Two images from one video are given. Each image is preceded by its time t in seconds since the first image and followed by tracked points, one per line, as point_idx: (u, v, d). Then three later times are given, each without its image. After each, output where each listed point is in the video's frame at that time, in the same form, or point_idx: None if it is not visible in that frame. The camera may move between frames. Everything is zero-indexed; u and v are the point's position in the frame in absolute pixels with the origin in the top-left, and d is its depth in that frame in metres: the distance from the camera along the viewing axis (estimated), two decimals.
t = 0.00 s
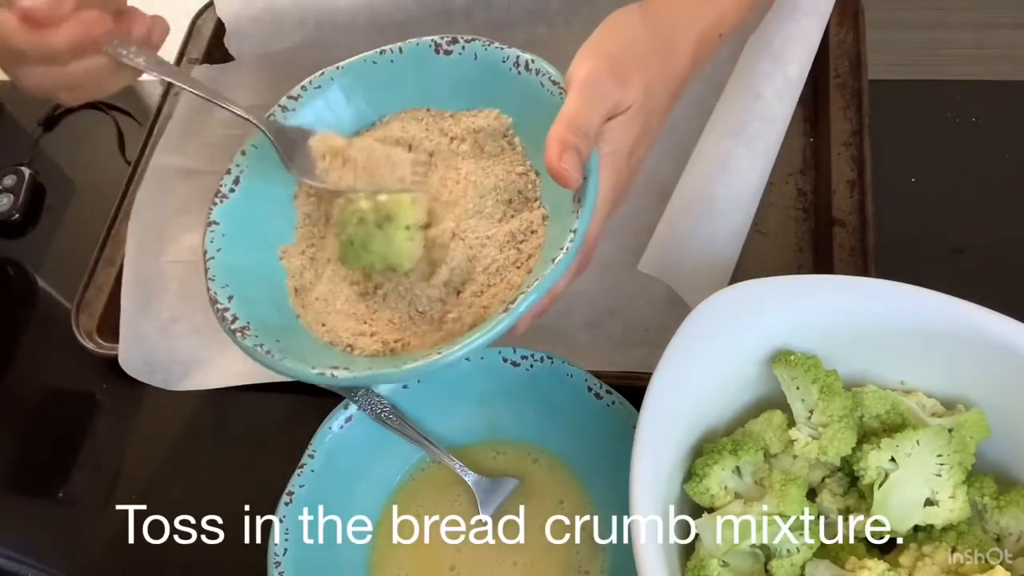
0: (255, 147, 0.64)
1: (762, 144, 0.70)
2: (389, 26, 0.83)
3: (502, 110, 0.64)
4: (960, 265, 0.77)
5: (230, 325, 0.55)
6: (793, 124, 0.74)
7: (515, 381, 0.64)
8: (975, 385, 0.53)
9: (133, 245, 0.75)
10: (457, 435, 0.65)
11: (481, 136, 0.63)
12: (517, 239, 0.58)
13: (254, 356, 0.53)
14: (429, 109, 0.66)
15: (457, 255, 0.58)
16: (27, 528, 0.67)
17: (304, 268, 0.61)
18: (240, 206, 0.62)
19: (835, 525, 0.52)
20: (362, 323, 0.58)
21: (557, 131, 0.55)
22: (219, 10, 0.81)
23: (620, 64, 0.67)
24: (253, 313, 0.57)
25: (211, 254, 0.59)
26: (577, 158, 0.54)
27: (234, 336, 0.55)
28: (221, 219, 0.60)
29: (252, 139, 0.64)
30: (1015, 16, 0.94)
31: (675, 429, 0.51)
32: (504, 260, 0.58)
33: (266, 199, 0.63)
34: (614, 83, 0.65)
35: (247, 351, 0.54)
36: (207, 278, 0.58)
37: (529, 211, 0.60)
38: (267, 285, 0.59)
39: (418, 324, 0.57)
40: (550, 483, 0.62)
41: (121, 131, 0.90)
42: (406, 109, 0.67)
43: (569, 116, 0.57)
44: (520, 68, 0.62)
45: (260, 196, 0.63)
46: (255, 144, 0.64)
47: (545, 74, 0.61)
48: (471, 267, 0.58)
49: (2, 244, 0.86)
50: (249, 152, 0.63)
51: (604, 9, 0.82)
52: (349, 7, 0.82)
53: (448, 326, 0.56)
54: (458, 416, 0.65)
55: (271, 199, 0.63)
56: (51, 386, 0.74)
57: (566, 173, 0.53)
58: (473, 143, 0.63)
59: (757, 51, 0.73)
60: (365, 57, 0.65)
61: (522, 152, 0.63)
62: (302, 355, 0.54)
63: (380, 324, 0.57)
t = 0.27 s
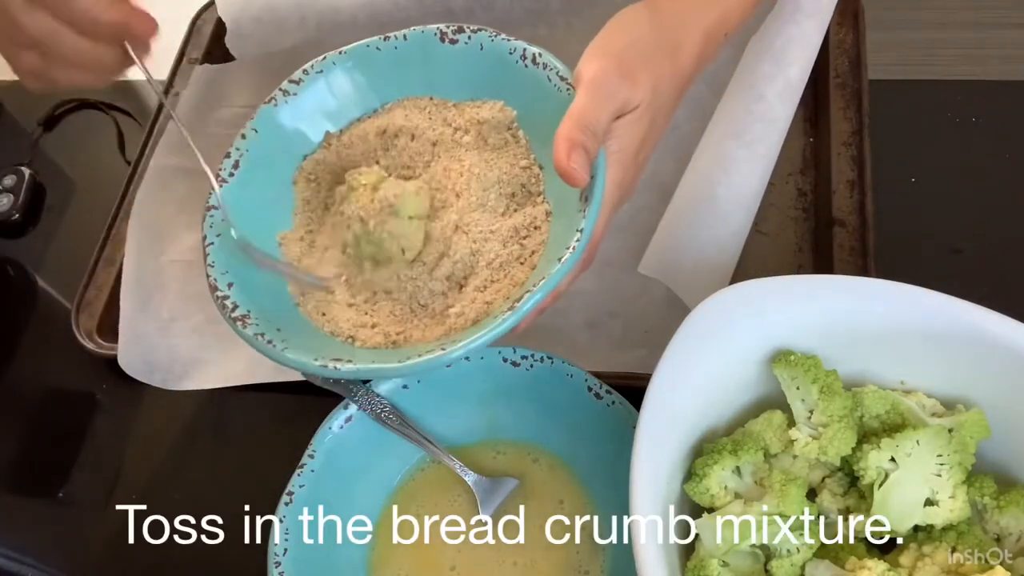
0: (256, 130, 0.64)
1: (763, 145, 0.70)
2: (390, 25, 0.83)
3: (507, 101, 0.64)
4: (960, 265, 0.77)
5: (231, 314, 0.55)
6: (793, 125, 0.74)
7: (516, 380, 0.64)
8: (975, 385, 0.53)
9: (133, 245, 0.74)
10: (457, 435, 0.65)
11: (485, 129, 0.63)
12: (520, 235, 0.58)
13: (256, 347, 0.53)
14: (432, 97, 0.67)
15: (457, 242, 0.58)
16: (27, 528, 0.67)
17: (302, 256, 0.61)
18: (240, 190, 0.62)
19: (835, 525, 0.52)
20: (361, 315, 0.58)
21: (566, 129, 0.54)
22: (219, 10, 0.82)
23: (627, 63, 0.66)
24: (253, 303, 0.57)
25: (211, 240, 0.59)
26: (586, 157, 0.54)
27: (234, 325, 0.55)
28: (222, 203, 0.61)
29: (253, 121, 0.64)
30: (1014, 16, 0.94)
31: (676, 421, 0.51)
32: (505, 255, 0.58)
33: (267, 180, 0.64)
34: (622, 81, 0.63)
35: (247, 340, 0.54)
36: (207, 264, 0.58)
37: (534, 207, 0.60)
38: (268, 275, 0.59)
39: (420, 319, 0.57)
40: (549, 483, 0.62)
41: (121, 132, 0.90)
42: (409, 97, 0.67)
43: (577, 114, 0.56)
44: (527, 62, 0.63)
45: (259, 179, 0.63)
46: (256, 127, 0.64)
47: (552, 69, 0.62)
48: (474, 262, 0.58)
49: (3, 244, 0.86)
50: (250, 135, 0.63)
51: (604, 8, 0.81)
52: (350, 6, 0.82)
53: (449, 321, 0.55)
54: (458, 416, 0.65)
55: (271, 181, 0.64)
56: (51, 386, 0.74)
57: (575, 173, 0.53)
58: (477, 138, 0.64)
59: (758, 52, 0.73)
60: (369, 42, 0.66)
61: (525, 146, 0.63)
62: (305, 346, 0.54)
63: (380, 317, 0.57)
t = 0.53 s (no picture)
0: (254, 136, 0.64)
1: (763, 146, 0.70)
2: (390, 25, 0.83)
3: (506, 103, 0.64)
4: (960, 265, 0.77)
5: (234, 322, 0.56)
6: (793, 125, 0.74)
7: (516, 380, 0.64)
8: (975, 385, 0.53)
9: (133, 244, 0.74)
10: (458, 436, 0.65)
11: (484, 131, 0.64)
12: (523, 237, 0.58)
13: (262, 356, 0.54)
14: (430, 100, 0.67)
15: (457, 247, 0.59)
16: (27, 528, 0.67)
17: (304, 256, 0.62)
18: (240, 196, 0.62)
19: (835, 525, 0.52)
20: (365, 321, 0.58)
21: (566, 131, 0.54)
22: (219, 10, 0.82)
23: (628, 63, 0.65)
24: (257, 311, 0.57)
25: (212, 248, 0.59)
26: (586, 160, 0.53)
27: (238, 333, 0.55)
28: (221, 211, 0.61)
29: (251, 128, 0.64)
30: (1013, 16, 0.94)
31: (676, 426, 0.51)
32: (509, 258, 0.57)
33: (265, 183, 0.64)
34: (622, 81, 0.63)
35: (252, 349, 0.54)
36: (209, 272, 0.58)
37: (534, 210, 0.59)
38: (270, 280, 0.60)
39: (424, 324, 0.57)
40: (549, 483, 0.62)
41: (121, 132, 0.90)
42: (407, 99, 0.67)
43: (577, 116, 0.56)
44: (525, 63, 0.62)
45: (259, 185, 0.63)
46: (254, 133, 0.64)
47: (551, 70, 0.61)
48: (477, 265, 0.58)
49: (3, 244, 0.86)
50: (247, 142, 0.64)
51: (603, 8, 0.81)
52: (349, 7, 0.82)
53: (454, 325, 0.55)
54: (458, 417, 0.65)
55: (271, 185, 0.64)
56: (51, 386, 0.74)
57: (576, 176, 0.53)
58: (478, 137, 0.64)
59: (758, 52, 0.73)
60: (365, 45, 0.66)
61: (526, 148, 0.63)
62: (310, 354, 0.54)
63: (383, 322, 0.57)
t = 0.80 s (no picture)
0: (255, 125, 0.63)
1: (764, 145, 0.70)
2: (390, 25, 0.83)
3: (508, 98, 0.64)
4: (959, 265, 0.77)
5: (233, 312, 0.55)
6: (793, 125, 0.75)
7: (516, 380, 0.64)
8: (976, 386, 0.53)
9: (133, 244, 0.74)
10: (458, 435, 0.65)
11: (486, 125, 0.63)
12: (523, 232, 0.58)
13: (260, 346, 0.53)
14: (432, 92, 0.67)
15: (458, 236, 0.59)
16: (27, 528, 0.67)
17: (303, 246, 0.61)
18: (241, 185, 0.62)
19: (835, 525, 0.52)
20: (364, 313, 0.58)
21: (569, 127, 0.54)
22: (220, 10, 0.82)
23: (632, 59, 0.66)
24: (256, 301, 0.56)
25: (212, 236, 0.59)
26: (589, 156, 0.53)
27: (237, 323, 0.55)
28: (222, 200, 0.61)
29: (253, 117, 0.64)
30: (1012, 16, 0.94)
31: (677, 418, 0.51)
32: (509, 253, 0.57)
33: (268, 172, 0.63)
34: (625, 77, 0.63)
35: (250, 338, 0.54)
36: (208, 262, 0.58)
37: (537, 205, 0.60)
38: (270, 273, 0.59)
39: (424, 317, 0.57)
40: (549, 482, 0.62)
41: (121, 132, 0.90)
42: (409, 92, 0.68)
43: (578, 111, 0.56)
44: (528, 58, 0.62)
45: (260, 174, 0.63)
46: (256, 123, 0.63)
47: (555, 65, 0.61)
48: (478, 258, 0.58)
49: (4, 244, 0.86)
50: (249, 131, 0.63)
51: (603, 8, 0.82)
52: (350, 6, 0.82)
53: (454, 319, 0.55)
54: (458, 416, 0.65)
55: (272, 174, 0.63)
56: (51, 386, 0.74)
57: (579, 171, 0.53)
58: (479, 129, 0.64)
59: (758, 52, 0.73)
60: (368, 37, 0.66)
61: (528, 143, 0.63)
62: (308, 344, 0.54)
63: (383, 315, 0.57)
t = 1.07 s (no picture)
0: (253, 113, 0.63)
1: (765, 145, 0.70)
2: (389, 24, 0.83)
3: (509, 89, 0.64)
4: (959, 265, 0.77)
5: (228, 300, 0.55)
6: (793, 126, 0.75)
7: (516, 379, 0.64)
8: (976, 386, 0.53)
9: (133, 244, 0.74)
10: (458, 435, 0.65)
11: (485, 117, 0.63)
12: (522, 226, 0.59)
13: (254, 334, 0.53)
14: (433, 83, 0.67)
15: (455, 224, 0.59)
16: (27, 528, 0.67)
17: (298, 239, 0.62)
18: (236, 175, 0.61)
19: (835, 525, 0.52)
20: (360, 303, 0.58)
21: (570, 122, 0.54)
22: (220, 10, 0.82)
23: (634, 55, 0.66)
24: (251, 289, 0.56)
25: (208, 223, 0.58)
26: (590, 151, 0.53)
27: (232, 311, 0.55)
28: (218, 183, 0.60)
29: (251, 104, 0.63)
30: (1012, 16, 0.94)
31: (675, 408, 0.51)
32: (506, 246, 0.58)
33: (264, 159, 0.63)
34: (628, 73, 0.63)
35: (246, 327, 0.54)
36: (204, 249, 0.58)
37: (537, 197, 0.60)
38: (267, 261, 0.59)
39: (420, 308, 0.57)
40: (549, 482, 0.62)
41: (121, 132, 0.90)
42: (409, 83, 0.67)
43: (579, 107, 0.56)
44: (531, 51, 0.62)
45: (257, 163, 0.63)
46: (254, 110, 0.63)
47: (557, 59, 0.61)
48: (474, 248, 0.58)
49: (4, 244, 0.86)
50: (247, 119, 0.63)
51: (603, 9, 0.82)
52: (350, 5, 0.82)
53: (451, 312, 0.55)
54: (458, 415, 0.65)
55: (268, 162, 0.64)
56: (51, 386, 0.74)
57: (579, 166, 0.53)
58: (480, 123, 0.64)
59: (758, 52, 0.73)
60: (370, 26, 0.66)
61: (528, 136, 0.63)
62: (304, 334, 0.54)
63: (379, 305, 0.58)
